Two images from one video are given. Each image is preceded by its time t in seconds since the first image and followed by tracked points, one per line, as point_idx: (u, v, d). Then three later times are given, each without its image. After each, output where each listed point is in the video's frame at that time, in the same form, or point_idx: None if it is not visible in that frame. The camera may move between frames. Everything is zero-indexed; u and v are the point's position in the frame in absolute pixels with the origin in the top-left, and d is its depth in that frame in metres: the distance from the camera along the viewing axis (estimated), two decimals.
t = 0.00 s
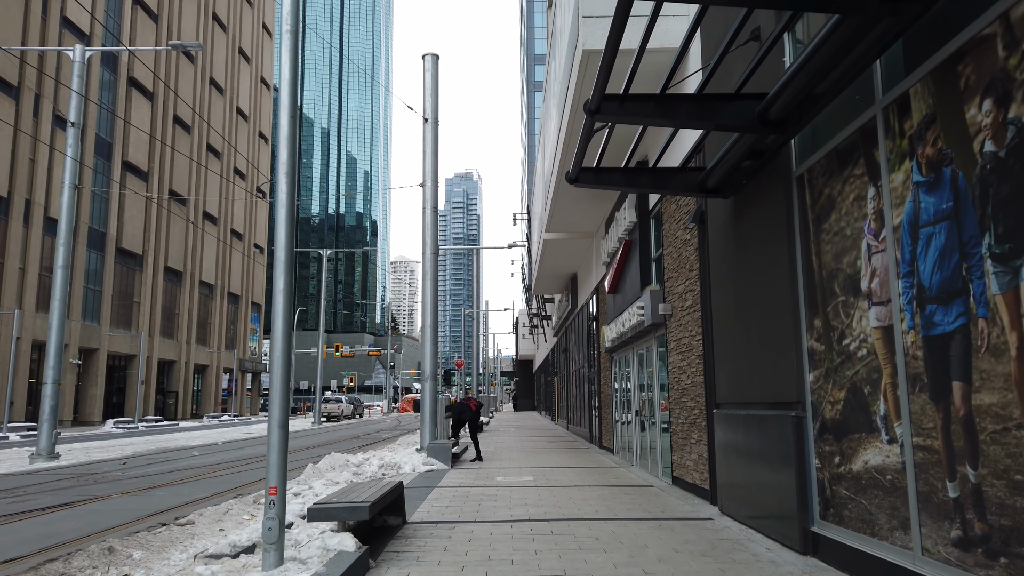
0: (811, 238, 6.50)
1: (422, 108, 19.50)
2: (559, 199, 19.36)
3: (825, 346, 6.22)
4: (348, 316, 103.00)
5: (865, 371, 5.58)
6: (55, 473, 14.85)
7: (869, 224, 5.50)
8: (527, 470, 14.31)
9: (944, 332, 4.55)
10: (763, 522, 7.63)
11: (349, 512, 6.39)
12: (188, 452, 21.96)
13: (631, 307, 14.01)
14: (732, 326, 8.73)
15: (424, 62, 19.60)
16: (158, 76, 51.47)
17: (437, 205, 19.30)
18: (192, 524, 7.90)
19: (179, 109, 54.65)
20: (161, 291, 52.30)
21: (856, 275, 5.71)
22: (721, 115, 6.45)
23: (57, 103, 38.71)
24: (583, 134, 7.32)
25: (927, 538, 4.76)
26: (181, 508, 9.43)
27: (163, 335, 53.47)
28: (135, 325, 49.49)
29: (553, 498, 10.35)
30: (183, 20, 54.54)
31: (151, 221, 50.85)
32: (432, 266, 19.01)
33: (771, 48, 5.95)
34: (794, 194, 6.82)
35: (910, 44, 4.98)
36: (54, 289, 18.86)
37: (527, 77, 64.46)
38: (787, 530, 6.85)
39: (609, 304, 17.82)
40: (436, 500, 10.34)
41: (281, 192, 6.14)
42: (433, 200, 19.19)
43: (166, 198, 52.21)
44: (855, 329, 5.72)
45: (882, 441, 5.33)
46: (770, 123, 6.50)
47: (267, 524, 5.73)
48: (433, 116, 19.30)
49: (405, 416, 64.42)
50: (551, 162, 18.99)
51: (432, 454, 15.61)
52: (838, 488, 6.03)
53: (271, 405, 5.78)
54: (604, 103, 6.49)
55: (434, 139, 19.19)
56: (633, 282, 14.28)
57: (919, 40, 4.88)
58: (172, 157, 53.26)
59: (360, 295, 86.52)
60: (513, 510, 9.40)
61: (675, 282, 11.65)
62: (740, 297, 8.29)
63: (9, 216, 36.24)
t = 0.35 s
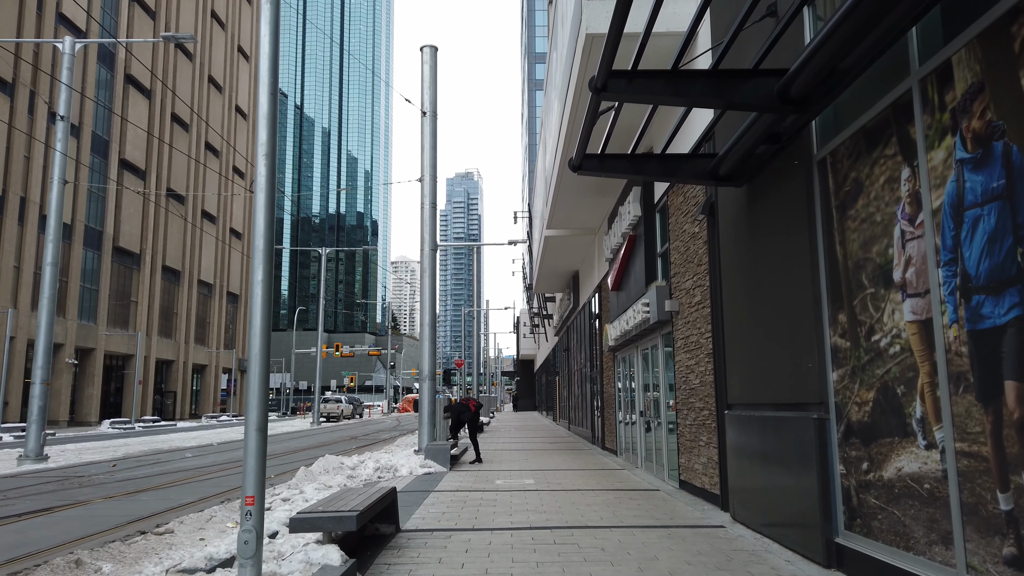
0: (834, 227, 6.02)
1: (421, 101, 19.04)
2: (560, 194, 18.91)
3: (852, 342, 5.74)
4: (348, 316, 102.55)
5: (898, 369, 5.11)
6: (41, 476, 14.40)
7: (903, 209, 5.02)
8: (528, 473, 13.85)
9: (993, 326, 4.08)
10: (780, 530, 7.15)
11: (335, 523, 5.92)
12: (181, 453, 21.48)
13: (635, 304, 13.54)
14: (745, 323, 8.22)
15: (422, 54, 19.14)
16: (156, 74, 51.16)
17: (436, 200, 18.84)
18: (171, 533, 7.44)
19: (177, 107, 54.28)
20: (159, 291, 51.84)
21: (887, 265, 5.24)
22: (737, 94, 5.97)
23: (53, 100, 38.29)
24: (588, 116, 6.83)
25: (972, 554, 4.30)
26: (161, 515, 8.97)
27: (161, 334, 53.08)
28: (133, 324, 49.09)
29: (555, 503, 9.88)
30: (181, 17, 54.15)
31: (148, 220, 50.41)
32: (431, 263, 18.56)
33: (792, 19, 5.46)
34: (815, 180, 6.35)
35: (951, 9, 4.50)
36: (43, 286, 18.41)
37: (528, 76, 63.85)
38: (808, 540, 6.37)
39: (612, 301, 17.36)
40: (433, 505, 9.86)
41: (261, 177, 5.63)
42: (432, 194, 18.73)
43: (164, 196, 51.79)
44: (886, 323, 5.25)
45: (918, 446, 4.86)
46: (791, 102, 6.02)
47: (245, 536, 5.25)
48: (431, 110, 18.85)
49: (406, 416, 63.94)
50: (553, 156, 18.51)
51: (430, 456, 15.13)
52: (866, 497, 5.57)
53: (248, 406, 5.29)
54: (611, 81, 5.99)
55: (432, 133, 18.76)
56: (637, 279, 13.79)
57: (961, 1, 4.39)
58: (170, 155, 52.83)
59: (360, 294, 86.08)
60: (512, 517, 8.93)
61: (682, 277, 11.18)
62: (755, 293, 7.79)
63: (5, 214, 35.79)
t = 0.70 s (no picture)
0: (863, 214, 5.53)
1: (420, 94, 18.56)
2: (562, 190, 18.43)
3: (884, 340, 5.25)
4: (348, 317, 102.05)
5: (939, 368, 4.61)
6: (26, 480, 13.90)
7: (945, 190, 4.53)
8: (529, 477, 13.35)
9: None
10: (801, 541, 6.66)
11: (320, 537, 5.43)
12: (174, 455, 21.00)
13: (640, 302, 13.05)
14: (760, 320, 7.75)
15: (421, 45, 18.62)
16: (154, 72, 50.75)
17: (434, 196, 18.36)
18: (147, 545, 6.93)
19: (176, 105, 53.86)
20: (157, 290, 51.36)
21: (926, 254, 4.74)
22: (758, 68, 5.45)
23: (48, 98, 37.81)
24: (595, 95, 6.29)
25: None
26: (140, 523, 8.47)
27: (159, 334, 52.62)
28: (130, 325, 48.59)
29: (558, 510, 9.38)
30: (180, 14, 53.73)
31: (146, 219, 49.93)
32: (430, 260, 18.07)
33: None
34: (841, 165, 5.85)
35: None
36: (32, 284, 17.94)
37: (529, 74, 63.21)
38: (834, 554, 5.87)
39: (615, 299, 16.86)
40: (429, 513, 9.35)
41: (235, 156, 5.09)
42: (431, 190, 18.23)
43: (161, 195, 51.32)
44: (924, 317, 4.75)
45: (965, 454, 4.36)
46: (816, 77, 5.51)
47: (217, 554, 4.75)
48: (430, 103, 18.36)
49: (405, 417, 63.43)
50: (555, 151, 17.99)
51: (428, 459, 14.62)
52: (901, 510, 5.08)
53: (220, 408, 4.78)
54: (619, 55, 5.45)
55: (431, 126, 18.27)
56: (643, 276, 13.29)
57: None
58: (169, 153, 52.36)
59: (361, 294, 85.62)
60: (513, 526, 8.42)
61: (690, 272, 10.68)
62: (771, 288, 7.30)
63: None
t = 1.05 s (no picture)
0: (894, 194, 5.04)
1: (417, 85, 18.06)
2: (563, 185, 17.94)
3: (917, 332, 4.76)
4: (349, 315, 101.64)
5: (984, 362, 4.11)
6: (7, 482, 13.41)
7: (993, 160, 4.03)
8: (530, 478, 12.86)
9: None
10: (819, 550, 6.16)
11: (294, 550, 4.94)
12: (166, 456, 20.54)
13: (644, 297, 12.55)
14: (774, 314, 7.26)
15: (418, 35, 18.08)
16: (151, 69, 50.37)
17: (431, 190, 17.86)
18: (115, 555, 6.43)
19: (173, 102, 53.49)
20: (154, 288, 50.96)
21: (969, 233, 4.24)
22: (778, 31, 4.95)
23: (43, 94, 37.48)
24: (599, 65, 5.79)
25: None
26: (113, 530, 7.99)
27: (157, 333, 52.20)
28: (127, 324, 48.14)
29: (559, 515, 8.87)
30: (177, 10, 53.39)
31: (144, 217, 49.51)
32: (427, 255, 17.58)
33: None
34: (868, 141, 5.36)
35: None
36: (17, 280, 17.45)
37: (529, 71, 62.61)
38: (860, 567, 5.37)
39: (618, 295, 16.34)
40: (422, 518, 8.85)
41: (199, 126, 4.57)
42: (428, 183, 17.74)
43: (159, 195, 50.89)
44: (966, 303, 4.26)
45: (1016, 460, 3.86)
46: (842, 41, 4.99)
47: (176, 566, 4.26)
48: (427, 94, 17.86)
49: (405, 416, 62.93)
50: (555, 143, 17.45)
51: (424, 461, 14.12)
52: (938, 519, 4.58)
53: (180, 407, 4.29)
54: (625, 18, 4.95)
55: (428, 118, 17.77)
56: (647, 270, 12.78)
57: None
58: (167, 150, 51.94)
59: (361, 293, 85.18)
60: (510, 532, 7.91)
61: (697, 264, 10.17)
62: (787, 277, 6.81)
63: None
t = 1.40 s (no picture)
0: (934, 170, 4.57)
1: (415, 76, 17.58)
2: (565, 179, 17.47)
3: (963, 322, 4.29)
4: (350, 315, 101.24)
5: None
6: None
7: None
8: (532, 480, 12.39)
9: None
10: (846, 560, 5.70)
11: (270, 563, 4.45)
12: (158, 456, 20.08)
13: (650, 291, 12.08)
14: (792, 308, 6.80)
15: (416, 24, 17.59)
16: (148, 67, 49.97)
17: (430, 182, 17.39)
18: (84, 565, 5.95)
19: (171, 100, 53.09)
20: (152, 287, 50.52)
21: None
22: None
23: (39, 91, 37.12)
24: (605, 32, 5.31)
25: None
26: (86, 538, 7.52)
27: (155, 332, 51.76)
28: (124, 323, 47.66)
29: (563, 520, 8.39)
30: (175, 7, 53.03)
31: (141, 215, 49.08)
32: (425, 250, 17.10)
33: None
34: (904, 113, 4.88)
35: None
36: (4, 276, 16.98)
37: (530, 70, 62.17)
38: None
39: (622, 291, 15.86)
40: (419, 523, 8.36)
41: (163, 91, 4.10)
42: (426, 176, 17.27)
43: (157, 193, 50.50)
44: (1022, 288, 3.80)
45: None
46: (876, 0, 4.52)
47: None
48: (425, 85, 17.37)
49: (405, 416, 62.46)
50: (557, 134, 16.91)
51: (421, 462, 13.64)
52: (989, 529, 4.11)
53: (140, 404, 3.83)
54: None
55: (427, 110, 17.30)
56: (652, 263, 12.31)
57: None
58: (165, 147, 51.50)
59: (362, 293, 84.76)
60: (511, 539, 7.42)
61: (707, 256, 9.68)
62: (809, 265, 6.33)
63: None
